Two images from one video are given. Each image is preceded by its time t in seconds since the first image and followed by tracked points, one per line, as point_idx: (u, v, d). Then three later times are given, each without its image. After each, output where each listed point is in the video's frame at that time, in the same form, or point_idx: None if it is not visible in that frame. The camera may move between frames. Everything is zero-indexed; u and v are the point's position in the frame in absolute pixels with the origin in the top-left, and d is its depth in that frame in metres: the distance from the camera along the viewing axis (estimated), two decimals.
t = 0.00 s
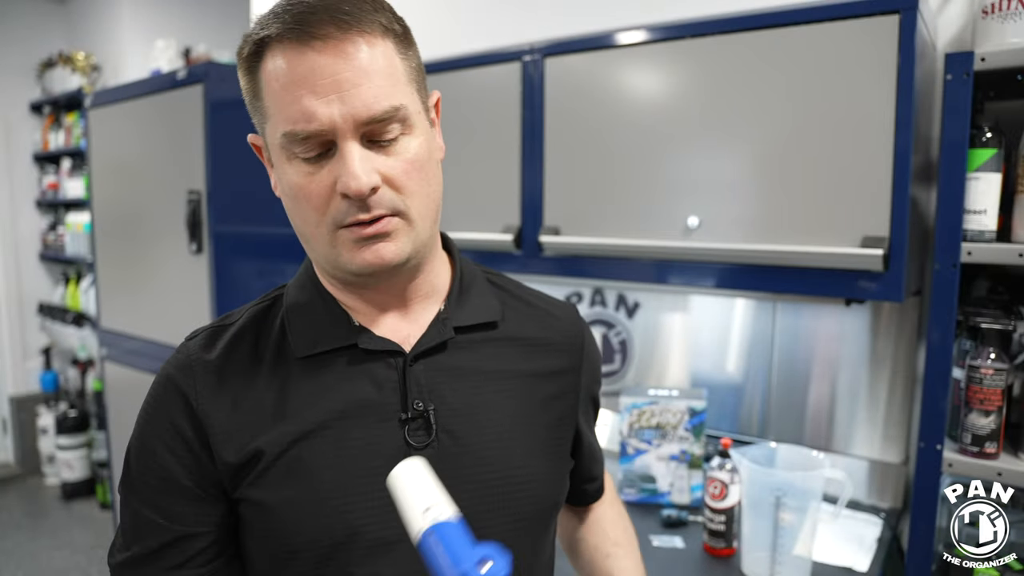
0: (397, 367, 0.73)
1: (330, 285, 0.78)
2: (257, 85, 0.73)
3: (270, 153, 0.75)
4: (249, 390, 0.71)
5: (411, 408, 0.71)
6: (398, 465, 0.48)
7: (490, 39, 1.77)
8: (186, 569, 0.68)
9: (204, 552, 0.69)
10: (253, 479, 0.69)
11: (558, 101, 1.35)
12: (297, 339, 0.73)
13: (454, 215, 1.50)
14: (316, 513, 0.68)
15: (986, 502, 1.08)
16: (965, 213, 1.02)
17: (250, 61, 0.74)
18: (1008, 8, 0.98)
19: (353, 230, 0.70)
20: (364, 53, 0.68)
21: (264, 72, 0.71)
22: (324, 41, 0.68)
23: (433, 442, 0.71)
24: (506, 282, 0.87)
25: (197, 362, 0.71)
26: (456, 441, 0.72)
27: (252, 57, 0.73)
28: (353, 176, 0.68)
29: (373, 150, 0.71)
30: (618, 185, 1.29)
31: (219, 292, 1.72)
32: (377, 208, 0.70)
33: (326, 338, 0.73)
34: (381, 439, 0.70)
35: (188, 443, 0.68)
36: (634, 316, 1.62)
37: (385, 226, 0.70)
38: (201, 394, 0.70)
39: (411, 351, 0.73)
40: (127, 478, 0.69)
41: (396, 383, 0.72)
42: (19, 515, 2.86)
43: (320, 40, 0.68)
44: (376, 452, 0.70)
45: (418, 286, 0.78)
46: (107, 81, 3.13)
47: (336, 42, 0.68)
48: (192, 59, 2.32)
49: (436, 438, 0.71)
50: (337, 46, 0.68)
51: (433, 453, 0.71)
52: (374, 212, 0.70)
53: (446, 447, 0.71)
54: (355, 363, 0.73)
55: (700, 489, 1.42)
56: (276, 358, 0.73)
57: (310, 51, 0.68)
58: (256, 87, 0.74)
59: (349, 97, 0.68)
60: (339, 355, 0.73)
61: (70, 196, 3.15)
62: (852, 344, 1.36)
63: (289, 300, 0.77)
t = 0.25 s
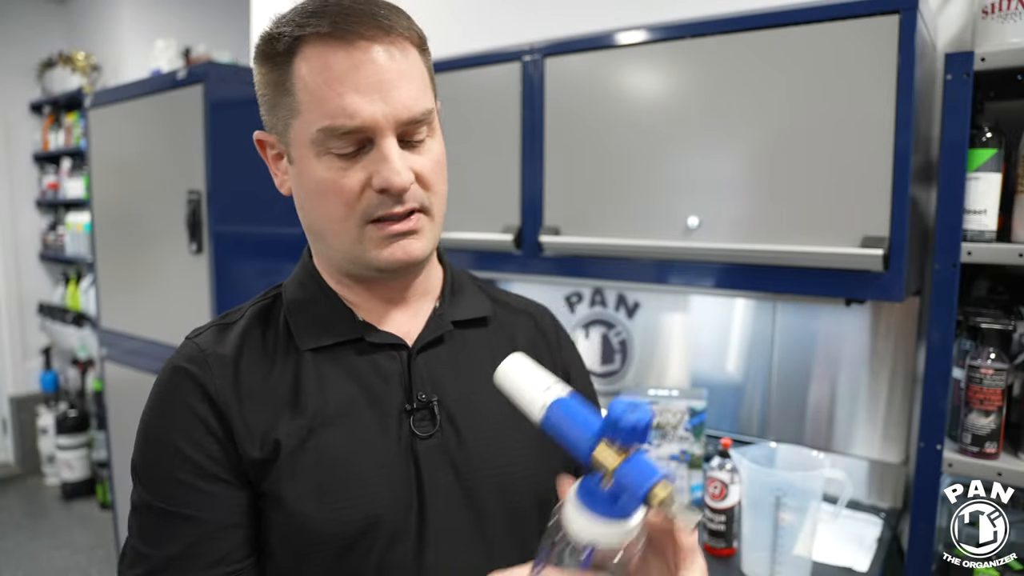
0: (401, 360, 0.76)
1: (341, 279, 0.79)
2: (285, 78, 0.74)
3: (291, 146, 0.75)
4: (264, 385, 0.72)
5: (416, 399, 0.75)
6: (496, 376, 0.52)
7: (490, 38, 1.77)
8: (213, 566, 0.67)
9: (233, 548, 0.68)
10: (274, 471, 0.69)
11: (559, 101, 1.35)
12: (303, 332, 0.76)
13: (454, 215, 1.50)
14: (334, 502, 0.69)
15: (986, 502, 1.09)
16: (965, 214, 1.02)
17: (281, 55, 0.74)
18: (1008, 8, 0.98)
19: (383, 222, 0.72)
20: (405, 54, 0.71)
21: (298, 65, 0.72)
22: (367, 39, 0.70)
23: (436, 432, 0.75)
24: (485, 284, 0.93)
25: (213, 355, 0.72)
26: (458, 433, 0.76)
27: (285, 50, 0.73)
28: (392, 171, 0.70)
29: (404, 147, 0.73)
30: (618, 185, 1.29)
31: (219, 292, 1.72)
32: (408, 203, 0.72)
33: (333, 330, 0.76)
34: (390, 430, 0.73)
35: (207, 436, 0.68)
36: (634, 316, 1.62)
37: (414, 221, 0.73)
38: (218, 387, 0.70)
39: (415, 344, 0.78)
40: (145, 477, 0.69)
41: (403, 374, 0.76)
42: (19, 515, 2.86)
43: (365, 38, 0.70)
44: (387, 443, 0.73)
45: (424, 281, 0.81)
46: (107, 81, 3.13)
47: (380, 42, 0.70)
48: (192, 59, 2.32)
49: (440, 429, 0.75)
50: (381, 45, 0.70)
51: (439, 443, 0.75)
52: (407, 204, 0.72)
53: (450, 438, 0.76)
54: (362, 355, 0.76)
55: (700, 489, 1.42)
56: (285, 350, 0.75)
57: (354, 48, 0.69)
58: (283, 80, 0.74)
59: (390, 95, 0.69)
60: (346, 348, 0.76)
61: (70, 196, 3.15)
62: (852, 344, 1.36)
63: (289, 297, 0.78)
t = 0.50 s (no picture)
0: (394, 357, 0.78)
1: (336, 275, 0.80)
2: (284, 74, 0.77)
3: (291, 141, 0.78)
4: (266, 383, 0.73)
5: (411, 397, 0.76)
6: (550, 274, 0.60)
7: (490, 39, 1.77)
8: (235, 565, 0.65)
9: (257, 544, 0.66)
10: (285, 464, 0.70)
11: (559, 101, 1.35)
12: (296, 332, 0.76)
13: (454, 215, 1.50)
14: (343, 493, 0.70)
15: (986, 502, 1.10)
16: (965, 214, 1.02)
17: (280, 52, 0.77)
18: (1008, 8, 0.98)
19: (386, 207, 0.74)
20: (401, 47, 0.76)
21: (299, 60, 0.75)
22: (367, 33, 0.74)
23: (433, 429, 0.76)
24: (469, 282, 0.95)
25: (213, 355, 0.72)
26: (453, 429, 0.78)
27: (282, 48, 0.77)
28: (398, 155, 0.73)
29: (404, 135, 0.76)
30: (618, 185, 1.29)
31: (218, 292, 1.72)
32: (410, 189, 0.75)
33: (325, 330, 0.77)
34: (387, 427, 0.74)
35: (217, 434, 0.68)
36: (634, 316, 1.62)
37: (415, 208, 0.75)
38: (223, 386, 0.70)
39: (406, 342, 0.79)
40: (152, 483, 0.67)
41: (396, 372, 0.77)
42: (19, 515, 2.86)
43: (363, 32, 0.74)
44: (386, 440, 0.74)
45: (414, 278, 0.83)
46: (107, 81, 3.13)
47: (379, 35, 0.74)
48: (192, 59, 2.32)
49: (435, 426, 0.77)
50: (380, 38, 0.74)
51: (436, 439, 0.76)
52: (411, 189, 0.75)
53: (445, 434, 0.77)
54: (355, 354, 0.77)
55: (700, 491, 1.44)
56: (279, 350, 0.76)
57: (353, 39, 0.73)
58: (282, 77, 0.78)
59: (392, 83, 0.73)
60: (339, 347, 0.77)
61: (70, 196, 3.15)
62: (852, 344, 1.36)
63: (281, 300, 0.79)
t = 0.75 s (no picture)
0: (387, 358, 0.78)
1: (323, 272, 0.80)
2: (264, 69, 0.78)
3: (272, 135, 0.78)
4: (260, 386, 0.73)
5: (405, 398, 0.77)
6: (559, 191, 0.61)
7: (490, 39, 1.77)
8: (239, 569, 0.64)
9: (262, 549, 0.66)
10: (282, 468, 0.70)
11: (559, 101, 1.35)
12: (288, 335, 0.77)
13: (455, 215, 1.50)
14: (340, 497, 0.70)
15: (986, 502, 1.10)
16: (965, 214, 1.02)
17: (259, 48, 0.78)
18: (1008, 8, 0.98)
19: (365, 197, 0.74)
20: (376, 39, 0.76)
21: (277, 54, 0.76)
22: (342, 24, 0.75)
23: (427, 429, 0.77)
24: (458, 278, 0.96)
25: (206, 361, 0.72)
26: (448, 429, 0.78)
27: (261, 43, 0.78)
28: (376, 145, 0.74)
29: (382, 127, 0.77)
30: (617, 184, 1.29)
31: (219, 291, 1.72)
32: (390, 180, 0.75)
33: (318, 332, 0.77)
34: (382, 429, 0.75)
35: (213, 438, 0.68)
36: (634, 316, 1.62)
37: (396, 198, 0.75)
38: (216, 391, 0.70)
39: (400, 342, 0.80)
40: (149, 491, 0.67)
41: (390, 372, 0.78)
42: (19, 515, 2.86)
43: (338, 24, 0.75)
44: (381, 442, 0.74)
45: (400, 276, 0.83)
46: (107, 81, 3.13)
47: (355, 28, 0.75)
48: (192, 59, 2.32)
49: (429, 426, 0.78)
50: (355, 30, 0.75)
51: (431, 440, 0.77)
52: (389, 180, 0.74)
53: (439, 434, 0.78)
54: (348, 356, 0.78)
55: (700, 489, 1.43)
56: (272, 353, 0.76)
57: (329, 31, 0.74)
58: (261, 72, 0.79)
59: (369, 72, 0.75)
60: (332, 348, 0.78)
61: (70, 196, 3.15)
62: (852, 344, 1.36)
63: (272, 302, 0.80)
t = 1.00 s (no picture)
0: (381, 359, 0.79)
1: (306, 271, 0.82)
2: (241, 69, 0.80)
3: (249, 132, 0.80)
4: (254, 387, 0.73)
5: (399, 400, 0.77)
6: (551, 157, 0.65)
7: (490, 39, 1.77)
8: (239, 567, 0.63)
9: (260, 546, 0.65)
10: (278, 470, 0.70)
11: (558, 101, 1.35)
12: (281, 337, 0.77)
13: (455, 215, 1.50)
14: (335, 498, 0.71)
15: (986, 502, 1.10)
16: (965, 214, 1.02)
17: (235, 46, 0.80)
18: (1008, 8, 0.98)
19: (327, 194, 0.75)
20: (342, 33, 0.77)
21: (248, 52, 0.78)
22: (308, 19, 0.75)
23: (422, 431, 0.77)
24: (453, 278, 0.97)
25: (199, 362, 0.72)
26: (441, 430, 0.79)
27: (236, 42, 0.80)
28: (332, 141, 0.74)
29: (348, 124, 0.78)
30: (617, 184, 1.29)
31: (219, 291, 1.72)
32: (350, 176, 0.75)
33: (311, 334, 0.78)
34: (376, 430, 0.75)
35: (207, 439, 0.68)
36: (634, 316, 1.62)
37: (356, 194, 0.75)
38: (210, 392, 0.70)
39: (393, 343, 0.80)
40: (145, 493, 0.67)
41: (384, 374, 0.78)
42: (19, 515, 2.86)
43: (305, 19, 0.75)
44: (375, 443, 0.75)
45: (385, 275, 0.84)
46: (107, 81, 3.13)
47: (321, 23, 0.76)
48: (192, 59, 2.32)
49: (424, 427, 0.78)
50: (321, 23, 0.76)
51: (425, 441, 0.77)
52: (349, 177, 0.75)
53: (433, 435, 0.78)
54: (342, 358, 0.78)
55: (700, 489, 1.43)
56: (264, 355, 0.76)
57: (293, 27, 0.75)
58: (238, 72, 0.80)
59: (329, 66, 0.75)
60: (325, 350, 0.78)
61: (70, 196, 3.15)
62: (852, 344, 1.36)
63: (265, 304, 0.80)
